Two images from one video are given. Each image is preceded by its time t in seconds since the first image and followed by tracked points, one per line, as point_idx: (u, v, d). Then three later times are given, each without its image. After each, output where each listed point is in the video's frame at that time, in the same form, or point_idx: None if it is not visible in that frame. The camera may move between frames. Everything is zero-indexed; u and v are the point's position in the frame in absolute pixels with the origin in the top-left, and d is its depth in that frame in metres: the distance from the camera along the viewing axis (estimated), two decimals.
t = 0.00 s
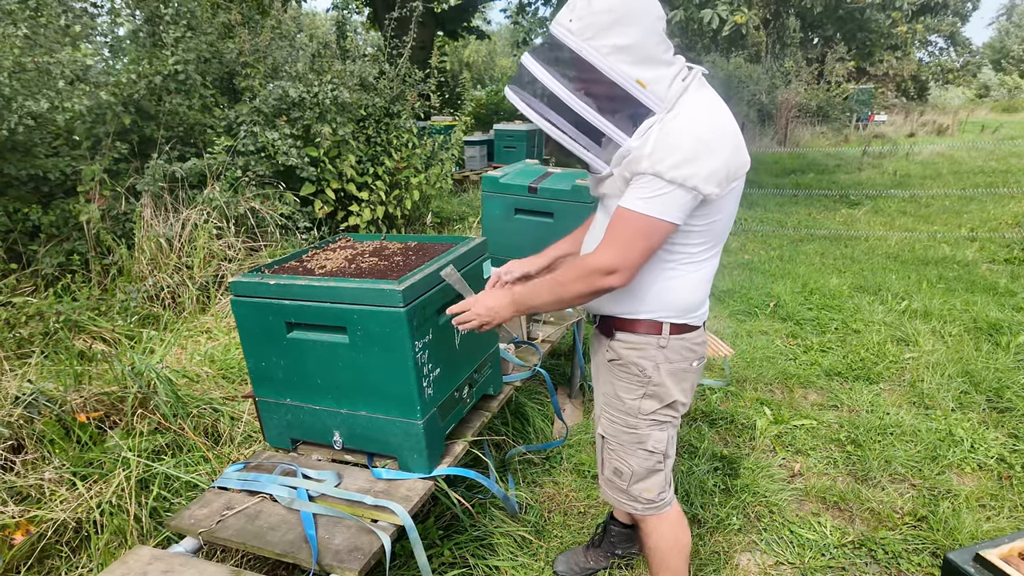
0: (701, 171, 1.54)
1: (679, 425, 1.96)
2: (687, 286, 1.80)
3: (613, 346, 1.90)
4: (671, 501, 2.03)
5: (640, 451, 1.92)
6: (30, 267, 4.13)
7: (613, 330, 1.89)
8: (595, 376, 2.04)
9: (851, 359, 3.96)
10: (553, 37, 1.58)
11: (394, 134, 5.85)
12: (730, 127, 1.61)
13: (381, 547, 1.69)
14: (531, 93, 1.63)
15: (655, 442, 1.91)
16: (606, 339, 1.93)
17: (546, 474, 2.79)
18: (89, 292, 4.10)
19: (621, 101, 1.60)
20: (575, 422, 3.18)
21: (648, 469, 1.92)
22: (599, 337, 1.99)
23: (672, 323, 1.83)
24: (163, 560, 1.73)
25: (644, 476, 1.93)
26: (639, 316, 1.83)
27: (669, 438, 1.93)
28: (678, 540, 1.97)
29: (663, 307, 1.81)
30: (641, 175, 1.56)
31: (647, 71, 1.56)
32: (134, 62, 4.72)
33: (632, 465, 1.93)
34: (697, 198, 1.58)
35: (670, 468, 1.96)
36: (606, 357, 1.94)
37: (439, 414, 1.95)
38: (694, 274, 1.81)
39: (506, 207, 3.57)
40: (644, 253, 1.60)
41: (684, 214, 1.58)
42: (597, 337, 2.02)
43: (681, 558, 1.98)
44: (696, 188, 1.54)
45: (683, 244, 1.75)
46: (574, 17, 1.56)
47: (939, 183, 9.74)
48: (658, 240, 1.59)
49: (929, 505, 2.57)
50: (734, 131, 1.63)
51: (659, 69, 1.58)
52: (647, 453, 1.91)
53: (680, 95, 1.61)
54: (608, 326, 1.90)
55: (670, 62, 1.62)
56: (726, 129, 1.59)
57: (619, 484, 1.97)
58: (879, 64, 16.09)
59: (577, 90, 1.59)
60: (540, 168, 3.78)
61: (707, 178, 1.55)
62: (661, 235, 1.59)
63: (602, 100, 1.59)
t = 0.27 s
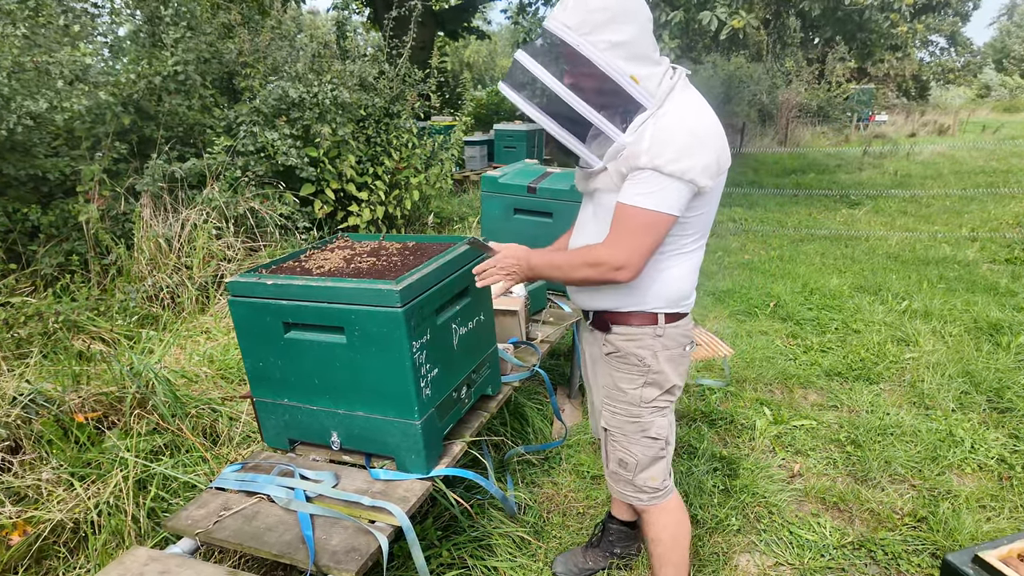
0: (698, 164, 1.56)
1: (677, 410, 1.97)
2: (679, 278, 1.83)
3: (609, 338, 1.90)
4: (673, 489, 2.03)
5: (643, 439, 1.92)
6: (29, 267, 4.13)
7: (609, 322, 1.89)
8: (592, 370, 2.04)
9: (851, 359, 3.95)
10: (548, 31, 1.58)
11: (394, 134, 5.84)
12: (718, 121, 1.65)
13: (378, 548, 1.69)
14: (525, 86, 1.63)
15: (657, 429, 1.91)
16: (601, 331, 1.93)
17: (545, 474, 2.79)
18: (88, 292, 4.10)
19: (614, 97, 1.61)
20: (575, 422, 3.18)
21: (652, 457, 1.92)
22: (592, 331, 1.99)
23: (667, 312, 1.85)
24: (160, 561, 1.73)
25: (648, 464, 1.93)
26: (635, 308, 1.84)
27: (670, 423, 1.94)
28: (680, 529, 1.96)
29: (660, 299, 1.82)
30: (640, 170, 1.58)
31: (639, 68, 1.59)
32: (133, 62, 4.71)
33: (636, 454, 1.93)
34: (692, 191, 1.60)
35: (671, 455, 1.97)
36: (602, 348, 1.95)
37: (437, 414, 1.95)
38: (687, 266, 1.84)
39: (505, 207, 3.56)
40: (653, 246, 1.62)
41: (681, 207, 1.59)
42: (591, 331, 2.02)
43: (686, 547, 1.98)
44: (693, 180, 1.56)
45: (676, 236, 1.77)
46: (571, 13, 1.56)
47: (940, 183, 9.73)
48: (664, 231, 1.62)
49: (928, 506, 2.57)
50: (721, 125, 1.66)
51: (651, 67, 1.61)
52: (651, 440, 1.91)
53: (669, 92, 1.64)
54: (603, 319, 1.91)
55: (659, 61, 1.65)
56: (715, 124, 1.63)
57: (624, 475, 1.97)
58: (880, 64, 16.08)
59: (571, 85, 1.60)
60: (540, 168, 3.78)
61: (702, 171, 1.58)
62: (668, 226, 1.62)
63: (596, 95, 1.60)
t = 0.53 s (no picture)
0: (684, 159, 1.57)
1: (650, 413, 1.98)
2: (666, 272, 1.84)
3: (599, 330, 1.93)
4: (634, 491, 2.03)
5: (613, 433, 1.92)
6: (29, 267, 4.13)
7: (599, 315, 1.92)
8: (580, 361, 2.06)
9: (852, 359, 3.95)
10: (533, 42, 1.60)
11: (395, 134, 5.84)
12: (703, 117, 1.66)
13: (377, 548, 1.69)
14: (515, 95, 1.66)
15: (629, 425, 1.92)
16: (592, 324, 1.96)
17: (545, 474, 2.78)
18: (89, 292, 4.10)
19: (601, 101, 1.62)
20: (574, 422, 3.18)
21: (617, 452, 1.91)
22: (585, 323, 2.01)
23: (655, 310, 1.87)
24: (159, 561, 1.73)
25: (613, 459, 1.92)
26: (623, 303, 1.87)
27: (641, 423, 1.95)
28: (633, 529, 1.95)
29: (646, 293, 1.85)
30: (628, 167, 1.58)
31: (624, 72, 1.60)
32: (134, 62, 4.71)
33: (603, 446, 1.93)
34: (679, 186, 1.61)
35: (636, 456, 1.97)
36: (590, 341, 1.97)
37: (437, 414, 1.94)
38: (674, 260, 1.85)
39: (505, 207, 3.56)
40: (639, 238, 1.61)
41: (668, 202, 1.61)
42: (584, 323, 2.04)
43: (641, 548, 1.96)
44: (679, 176, 1.57)
45: (663, 231, 1.79)
46: (554, 24, 1.58)
47: (940, 183, 9.72)
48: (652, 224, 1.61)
49: (929, 506, 2.57)
50: (706, 121, 1.67)
51: (635, 70, 1.62)
52: (620, 435, 1.92)
53: (654, 94, 1.65)
54: (594, 312, 1.94)
55: (644, 64, 1.66)
56: (700, 121, 1.64)
57: (586, 466, 1.96)
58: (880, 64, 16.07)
59: (559, 92, 1.61)
60: (540, 169, 3.78)
61: (688, 167, 1.59)
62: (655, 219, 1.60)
63: (584, 100, 1.61)
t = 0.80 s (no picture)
0: (662, 154, 1.56)
1: (655, 408, 1.98)
2: (656, 270, 1.83)
3: (596, 331, 1.92)
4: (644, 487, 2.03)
5: (617, 432, 1.93)
6: (30, 267, 4.13)
7: (596, 316, 1.91)
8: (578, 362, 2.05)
9: (853, 360, 3.95)
10: (529, 43, 1.64)
11: (395, 134, 5.84)
12: (693, 114, 1.64)
13: (377, 549, 1.68)
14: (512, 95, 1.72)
15: (632, 423, 1.92)
16: (589, 325, 1.95)
17: (545, 475, 2.78)
18: (89, 292, 4.10)
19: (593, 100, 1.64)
20: (575, 422, 3.17)
21: (624, 450, 1.93)
22: (582, 324, 2.01)
23: (651, 310, 1.86)
24: (159, 562, 1.73)
25: (621, 456, 1.93)
26: (619, 303, 1.86)
27: (647, 421, 1.95)
28: (644, 525, 1.96)
29: (635, 291, 1.84)
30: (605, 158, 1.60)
31: (615, 70, 1.60)
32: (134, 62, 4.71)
33: (609, 445, 1.94)
34: (658, 182, 1.60)
35: (646, 450, 1.97)
36: (587, 342, 1.97)
37: (436, 414, 1.94)
38: (665, 259, 1.84)
39: (505, 206, 3.56)
40: (600, 230, 1.62)
41: (645, 197, 1.60)
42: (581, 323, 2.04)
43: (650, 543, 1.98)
44: (657, 171, 1.56)
45: (652, 229, 1.78)
46: (547, 25, 1.61)
47: (942, 183, 9.71)
48: (618, 218, 1.62)
49: (931, 507, 2.56)
50: (697, 119, 1.66)
51: (627, 68, 1.61)
52: (625, 434, 1.92)
53: (648, 92, 1.64)
54: (591, 312, 1.93)
55: (639, 61, 1.65)
56: (689, 118, 1.62)
57: (596, 464, 1.98)
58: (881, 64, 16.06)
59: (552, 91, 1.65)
60: (540, 168, 3.77)
61: (668, 162, 1.57)
62: (620, 213, 1.61)
63: (576, 100, 1.64)
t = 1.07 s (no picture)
0: (657, 154, 1.54)
1: (653, 408, 1.96)
2: (653, 270, 1.81)
3: (592, 331, 1.91)
4: (643, 487, 2.02)
5: (613, 432, 1.92)
6: (30, 266, 4.12)
7: (593, 315, 1.91)
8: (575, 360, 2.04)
9: (855, 359, 3.93)
10: (524, 41, 1.64)
11: (396, 133, 5.83)
12: (689, 112, 1.62)
13: (375, 549, 1.67)
14: (510, 92, 1.71)
15: (628, 424, 1.90)
16: (586, 324, 1.95)
17: (545, 475, 2.77)
18: (89, 291, 4.09)
19: (589, 99, 1.63)
20: (575, 422, 3.16)
21: (620, 450, 1.91)
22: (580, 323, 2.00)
23: (647, 310, 1.84)
24: (156, 562, 1.72)
25: (617, 457, 1.92)
26: (615, 303, 1.85)
27: (643, 421, 1.93)
28: (642, 525, 1.95)
29: (634, 292, 1.82)
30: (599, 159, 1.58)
31: (610, 68, 1.58)
32: (135, 61, 4.71)
33: (605, 445, 1.93)
34: (654, 182, 1.58)
35: (643, 451, 1.95)
36: (583, 341, 1.96)
37: (436, 413, 1.93)
38: (664, 259, 1.82)
39: (506, 205, 3.55)
40: (597, 231, 1.61)
41: (641, 198, 1.59)
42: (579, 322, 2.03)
43: (648, 544, 1.96)
44: (652, 172, 1.54)
45: (649, 228, 1.76)
46: (543, 22, 1.60)
47: (944, 182, 9.69)
48: (615, 218, 1.60)
49: (934, 507, 2.54)
50: (694, 116, 1.63)
51: (624, 66, 1.60)
52: (620, 434, 1.91)
53: (644, 90, 1.62)
54: (588, 311, 1.93)
55: (635, 59, 1.63)
56: (685, 116, 1.59)
57: (593, 464, 1.97)
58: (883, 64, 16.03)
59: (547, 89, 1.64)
60: (541, 167, 3.76)
61: (663, 162, 1.56)
62: (618, 213, 1.59)
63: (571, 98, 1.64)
